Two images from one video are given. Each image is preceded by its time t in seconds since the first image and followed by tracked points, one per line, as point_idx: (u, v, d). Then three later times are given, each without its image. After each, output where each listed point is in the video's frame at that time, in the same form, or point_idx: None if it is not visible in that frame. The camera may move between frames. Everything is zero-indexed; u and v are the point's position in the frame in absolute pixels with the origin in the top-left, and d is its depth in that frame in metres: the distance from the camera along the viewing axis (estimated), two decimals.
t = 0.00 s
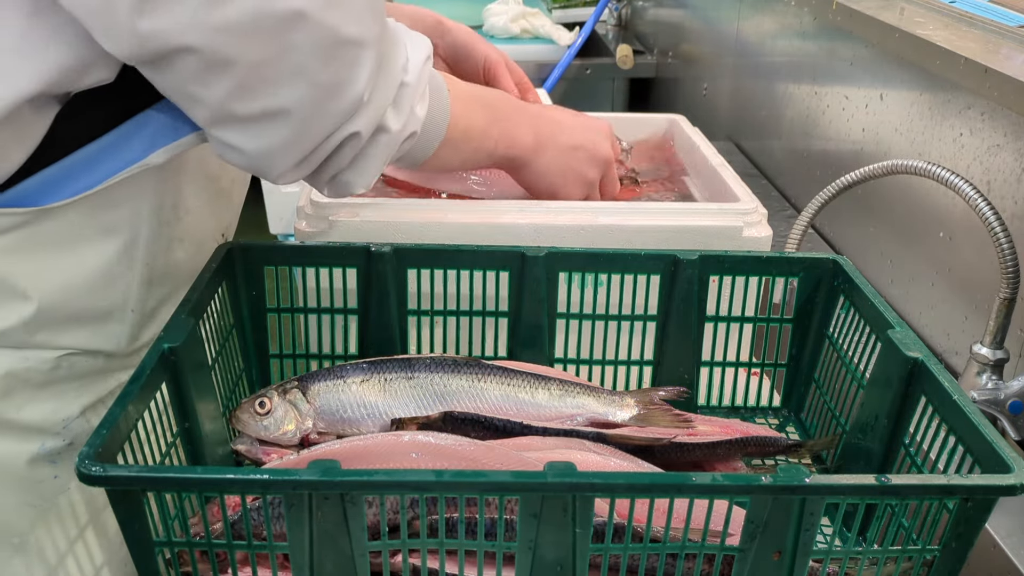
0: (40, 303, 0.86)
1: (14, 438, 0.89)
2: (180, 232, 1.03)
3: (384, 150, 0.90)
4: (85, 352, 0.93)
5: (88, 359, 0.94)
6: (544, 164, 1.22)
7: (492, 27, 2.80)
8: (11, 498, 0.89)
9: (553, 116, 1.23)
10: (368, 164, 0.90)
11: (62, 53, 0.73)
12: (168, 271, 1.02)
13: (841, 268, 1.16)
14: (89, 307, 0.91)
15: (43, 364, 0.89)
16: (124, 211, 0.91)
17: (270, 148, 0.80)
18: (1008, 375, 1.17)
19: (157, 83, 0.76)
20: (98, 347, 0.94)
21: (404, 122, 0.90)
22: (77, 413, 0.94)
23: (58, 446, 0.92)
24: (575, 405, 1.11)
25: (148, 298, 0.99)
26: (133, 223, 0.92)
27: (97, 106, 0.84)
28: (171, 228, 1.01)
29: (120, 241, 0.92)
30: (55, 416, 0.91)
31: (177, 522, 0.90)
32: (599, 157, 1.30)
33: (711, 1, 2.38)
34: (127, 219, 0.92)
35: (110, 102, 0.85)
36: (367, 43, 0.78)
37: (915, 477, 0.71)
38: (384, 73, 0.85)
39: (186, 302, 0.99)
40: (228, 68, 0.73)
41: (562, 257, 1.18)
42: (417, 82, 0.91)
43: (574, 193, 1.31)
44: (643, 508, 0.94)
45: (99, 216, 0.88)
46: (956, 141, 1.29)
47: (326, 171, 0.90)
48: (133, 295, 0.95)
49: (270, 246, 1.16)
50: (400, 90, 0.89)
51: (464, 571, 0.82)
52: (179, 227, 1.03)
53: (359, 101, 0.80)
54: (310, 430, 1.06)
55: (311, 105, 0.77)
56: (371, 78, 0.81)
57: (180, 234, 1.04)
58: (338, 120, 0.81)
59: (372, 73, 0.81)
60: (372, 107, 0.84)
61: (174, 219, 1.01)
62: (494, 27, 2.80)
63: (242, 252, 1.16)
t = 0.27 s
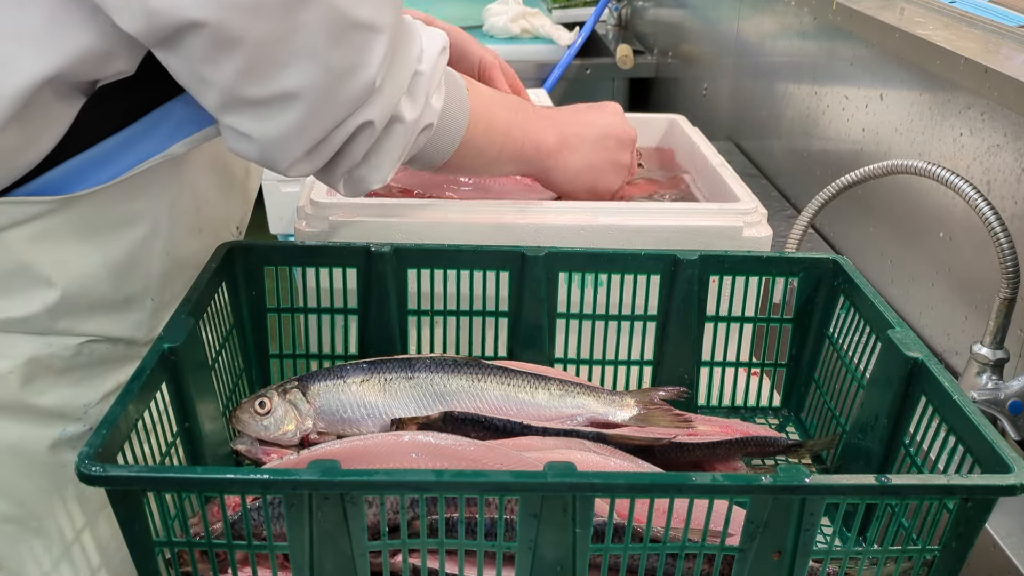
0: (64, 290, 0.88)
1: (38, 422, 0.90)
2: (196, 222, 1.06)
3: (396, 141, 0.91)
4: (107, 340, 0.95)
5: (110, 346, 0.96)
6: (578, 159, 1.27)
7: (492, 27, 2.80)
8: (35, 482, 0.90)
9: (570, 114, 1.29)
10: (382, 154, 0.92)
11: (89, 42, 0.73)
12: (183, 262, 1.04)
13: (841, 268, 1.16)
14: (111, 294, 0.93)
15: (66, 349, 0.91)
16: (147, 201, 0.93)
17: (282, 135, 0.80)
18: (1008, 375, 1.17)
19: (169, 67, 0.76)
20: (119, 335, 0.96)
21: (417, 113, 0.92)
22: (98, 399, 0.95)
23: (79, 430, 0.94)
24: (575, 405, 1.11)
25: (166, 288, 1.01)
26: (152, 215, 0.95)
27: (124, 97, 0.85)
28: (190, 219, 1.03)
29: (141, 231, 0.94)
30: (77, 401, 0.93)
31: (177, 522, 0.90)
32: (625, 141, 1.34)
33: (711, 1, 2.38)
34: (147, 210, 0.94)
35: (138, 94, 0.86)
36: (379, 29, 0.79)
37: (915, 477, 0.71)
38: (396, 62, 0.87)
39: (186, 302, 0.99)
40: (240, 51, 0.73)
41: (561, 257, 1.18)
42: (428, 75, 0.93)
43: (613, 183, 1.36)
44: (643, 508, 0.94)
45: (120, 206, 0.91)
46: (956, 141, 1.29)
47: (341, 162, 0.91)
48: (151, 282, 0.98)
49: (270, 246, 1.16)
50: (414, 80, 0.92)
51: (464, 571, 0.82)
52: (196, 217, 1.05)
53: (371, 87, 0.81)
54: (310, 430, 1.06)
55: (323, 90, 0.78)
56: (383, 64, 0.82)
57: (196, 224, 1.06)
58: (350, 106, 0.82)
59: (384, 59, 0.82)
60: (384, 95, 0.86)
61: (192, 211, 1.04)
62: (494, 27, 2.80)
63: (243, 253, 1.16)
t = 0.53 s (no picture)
0: (78, 281, 0.91)
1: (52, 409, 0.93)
2: (208, 216, 1.06)
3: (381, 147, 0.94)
4: (119, 330, 0.98)
5: (121, 336, 0.98)
6: (576, 166, 1.29)
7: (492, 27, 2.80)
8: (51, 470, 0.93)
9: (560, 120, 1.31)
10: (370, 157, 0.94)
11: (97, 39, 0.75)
12: (192, 257, 1.04)
13: (841, 268, 1.16)
14: (121, 286, 0.95)
15: (77, 339, 0.94)
16: (161, 195, 0.95)
17: (269, 135, 0.82)
18: (1008, 375, 1.17)
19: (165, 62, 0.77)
20: (130, 325, 0.98)
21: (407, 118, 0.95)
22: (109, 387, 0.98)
23: (90, 419, 0.96)
24: (575, 405, 1.11)
25: (176, 280, 1.03)
26: (166, 205, 0.95)
27: (133, 93, 0.87)
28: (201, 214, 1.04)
29: (151, 224, 0.95)
30: (87, 390, 0.95)
31: (176, 522, 0.90)
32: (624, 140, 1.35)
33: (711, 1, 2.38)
34: (159, 202, 0.95)
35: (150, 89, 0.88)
36: (373, 34, 0.80)
37: (914, 477, 0.71)
38: (388, 69, 0.89)
39: (186, 302, 0.99)
40: (235, 48, 0.74)
41: (561, 257, 1.18)
42: (418, 84, 0.95)
43: (619, 184, 1.37)
44: (643, 508, 0.94)
45: (131, 200, 0.92)
46: (955, 141, 1.29)
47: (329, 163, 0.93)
48: (161, 275, 0.99)
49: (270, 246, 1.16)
50: (406, 87, 0.94)
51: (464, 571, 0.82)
52: (208, 211, 1.05)
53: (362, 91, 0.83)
54: (310, 430, 1.06)
55: (313, 92, 0.79)
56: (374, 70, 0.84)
57: (207, 219, 1.06)
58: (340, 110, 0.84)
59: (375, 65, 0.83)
60: (374, 100, 0.88)
61: (204, 203, 1.03)
62: (494, 27, 2.80)
63: (242, 253, 1.16)
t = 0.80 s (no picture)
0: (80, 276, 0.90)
1: (56, 403, 0.94)
2: (210, 213, 1.05)
3: (408, 125, 0.90)
4: (122, 325, 0.97)
5: (123, 331, 0.98)
6: (599, 154, 1.28)
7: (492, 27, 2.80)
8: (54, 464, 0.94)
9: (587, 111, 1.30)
10: (399, 140, 0.91)
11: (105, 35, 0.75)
12: (195, 253, 1.04)
13: (841, 268, 1.16)
14: (124, 282, 0.95)
15: (80, 333, 0.94)
16: (162, 191, 0.94)
17: (295, 120, 0.80)
18: (1008, 375, 1.17)
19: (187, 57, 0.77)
20: (132, 321, 0.98)
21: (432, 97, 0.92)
22: (112, 381, 0.98)
23: (92, 413, 0.96)
24: (576, 405, 1.11)
25: (179, 277, 1.02)
26: (167, 202, 0.95)
27: (134, 93, 0.87)
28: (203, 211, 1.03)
29: (152, 221, 0.94)
30: (89, 385, 0.95)
31: (177, 522, 0.90)
32: (645, 136, 1.36)
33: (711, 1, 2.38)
34: (161, 199, 0.94)
35: (152, 85, 0.88)
36: (388, 10, 0.79)
37: (915, 477, 0.71)
38: (409, 46, 0.87)
39: (186, 302, 0.99)
40: (255, 31, 0.74)
41: (561, 257, 1.18)
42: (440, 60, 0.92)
43: (634, 179, 1.37)
44: (643, 508, 0.94)
45: (132, 197, 0.92)
46: (955, 141, 1.29)
47: (357, 150, 0.91)
48: (163, 271, 0.98)
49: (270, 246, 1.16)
50: (428, 64, 0.91)
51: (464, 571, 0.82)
52: (210, 208, 1.05)
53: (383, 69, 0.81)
54: (310, 430, 1.06)
55: (336, 70, 0.78)
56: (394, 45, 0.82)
57: (209, 215, 1.05)
58: (363, 88, 0.82)
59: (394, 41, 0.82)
60: (397, 77, 0.85)
61: (206, 200, 1.03)
62: (494, 27, 2.80)
63: (242, 253, 1.16)
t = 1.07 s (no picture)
0: (71, 277, 0.90)
1: (50, 402, 0.94)
2: (204, 212, 1.05)
3: (458, 84, 0.83)
4: (116, 324, 0.97)
5: (117, 330, 0.98)
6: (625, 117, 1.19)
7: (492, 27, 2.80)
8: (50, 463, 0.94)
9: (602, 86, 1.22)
10: (444, 102, 0.84)
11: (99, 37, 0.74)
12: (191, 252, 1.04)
13: (841, 268, 1.16)
14: (118, 281, 0.94)
15: (73, 331, 0.94)
16: (156, 188, 0.94)
17: (337, 86, 0.74)
18: (1008, 375, 1.17)
19: (219, 39, 0.72)
20: (126, 319, 0.97)
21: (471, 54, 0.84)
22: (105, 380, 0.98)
23: (86, 411, 0.97)
24: (575, 405, 1.11)
25: (174, 275, 1.02)
26: (161, 201, 0.95)
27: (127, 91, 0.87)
28: (197, 208, 1.03)
29: (146, 219, 0.94)
30: (83, 383, 0.96)
31: (177, 522, 0.90)
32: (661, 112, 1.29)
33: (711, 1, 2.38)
34: (155, 197, 0.94)
35: (146, 84, 0.90)
36: None
37: (914, 477, 0.71)
38: None
39: (186, 301, 0.99)
40: None
41: (561, 257, 1.18)
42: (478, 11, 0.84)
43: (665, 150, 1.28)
44: (643, 508, 0.94)
45: (126, 195, 0.91)
46: (955, 141, 1.29)
47: (401, 117, 0.83)
48: (157, 270, 0.98)
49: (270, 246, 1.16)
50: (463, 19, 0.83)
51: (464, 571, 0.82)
52: (204, 207, 1.04)
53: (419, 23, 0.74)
54: (310, 430, 1.06)
55: (379, 30, 0.71)
56: None
57: (204, 214, 1.05)
58: (403, 46, 0.75)
59: None
60: (435, 33, 0.78)
61: (203, 198, 1.03)
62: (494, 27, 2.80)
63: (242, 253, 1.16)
